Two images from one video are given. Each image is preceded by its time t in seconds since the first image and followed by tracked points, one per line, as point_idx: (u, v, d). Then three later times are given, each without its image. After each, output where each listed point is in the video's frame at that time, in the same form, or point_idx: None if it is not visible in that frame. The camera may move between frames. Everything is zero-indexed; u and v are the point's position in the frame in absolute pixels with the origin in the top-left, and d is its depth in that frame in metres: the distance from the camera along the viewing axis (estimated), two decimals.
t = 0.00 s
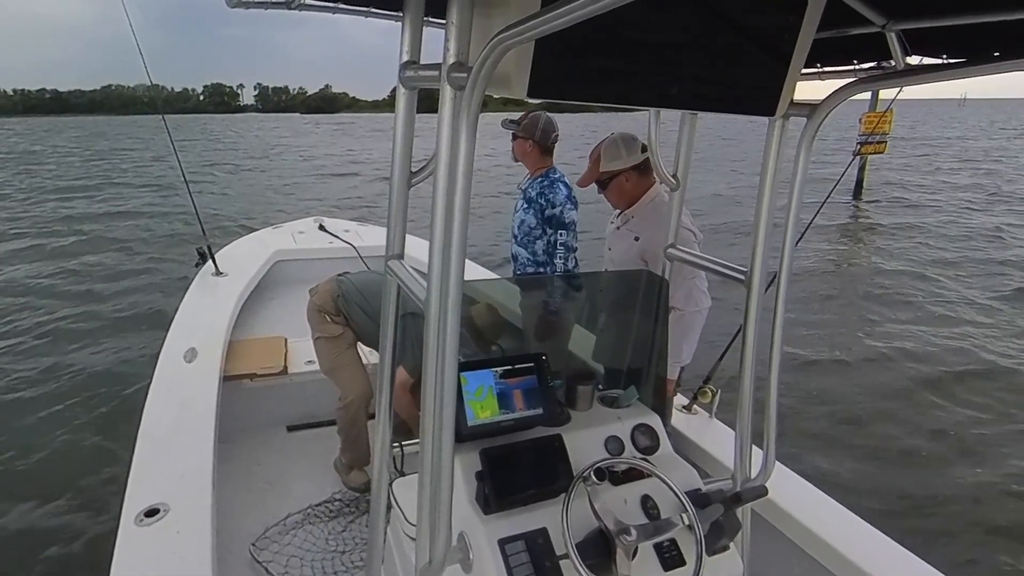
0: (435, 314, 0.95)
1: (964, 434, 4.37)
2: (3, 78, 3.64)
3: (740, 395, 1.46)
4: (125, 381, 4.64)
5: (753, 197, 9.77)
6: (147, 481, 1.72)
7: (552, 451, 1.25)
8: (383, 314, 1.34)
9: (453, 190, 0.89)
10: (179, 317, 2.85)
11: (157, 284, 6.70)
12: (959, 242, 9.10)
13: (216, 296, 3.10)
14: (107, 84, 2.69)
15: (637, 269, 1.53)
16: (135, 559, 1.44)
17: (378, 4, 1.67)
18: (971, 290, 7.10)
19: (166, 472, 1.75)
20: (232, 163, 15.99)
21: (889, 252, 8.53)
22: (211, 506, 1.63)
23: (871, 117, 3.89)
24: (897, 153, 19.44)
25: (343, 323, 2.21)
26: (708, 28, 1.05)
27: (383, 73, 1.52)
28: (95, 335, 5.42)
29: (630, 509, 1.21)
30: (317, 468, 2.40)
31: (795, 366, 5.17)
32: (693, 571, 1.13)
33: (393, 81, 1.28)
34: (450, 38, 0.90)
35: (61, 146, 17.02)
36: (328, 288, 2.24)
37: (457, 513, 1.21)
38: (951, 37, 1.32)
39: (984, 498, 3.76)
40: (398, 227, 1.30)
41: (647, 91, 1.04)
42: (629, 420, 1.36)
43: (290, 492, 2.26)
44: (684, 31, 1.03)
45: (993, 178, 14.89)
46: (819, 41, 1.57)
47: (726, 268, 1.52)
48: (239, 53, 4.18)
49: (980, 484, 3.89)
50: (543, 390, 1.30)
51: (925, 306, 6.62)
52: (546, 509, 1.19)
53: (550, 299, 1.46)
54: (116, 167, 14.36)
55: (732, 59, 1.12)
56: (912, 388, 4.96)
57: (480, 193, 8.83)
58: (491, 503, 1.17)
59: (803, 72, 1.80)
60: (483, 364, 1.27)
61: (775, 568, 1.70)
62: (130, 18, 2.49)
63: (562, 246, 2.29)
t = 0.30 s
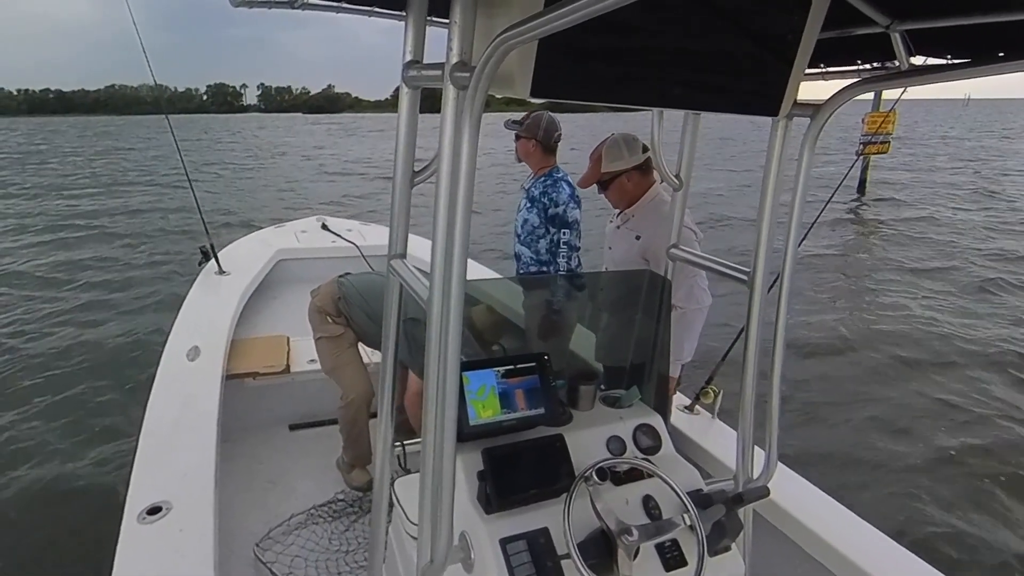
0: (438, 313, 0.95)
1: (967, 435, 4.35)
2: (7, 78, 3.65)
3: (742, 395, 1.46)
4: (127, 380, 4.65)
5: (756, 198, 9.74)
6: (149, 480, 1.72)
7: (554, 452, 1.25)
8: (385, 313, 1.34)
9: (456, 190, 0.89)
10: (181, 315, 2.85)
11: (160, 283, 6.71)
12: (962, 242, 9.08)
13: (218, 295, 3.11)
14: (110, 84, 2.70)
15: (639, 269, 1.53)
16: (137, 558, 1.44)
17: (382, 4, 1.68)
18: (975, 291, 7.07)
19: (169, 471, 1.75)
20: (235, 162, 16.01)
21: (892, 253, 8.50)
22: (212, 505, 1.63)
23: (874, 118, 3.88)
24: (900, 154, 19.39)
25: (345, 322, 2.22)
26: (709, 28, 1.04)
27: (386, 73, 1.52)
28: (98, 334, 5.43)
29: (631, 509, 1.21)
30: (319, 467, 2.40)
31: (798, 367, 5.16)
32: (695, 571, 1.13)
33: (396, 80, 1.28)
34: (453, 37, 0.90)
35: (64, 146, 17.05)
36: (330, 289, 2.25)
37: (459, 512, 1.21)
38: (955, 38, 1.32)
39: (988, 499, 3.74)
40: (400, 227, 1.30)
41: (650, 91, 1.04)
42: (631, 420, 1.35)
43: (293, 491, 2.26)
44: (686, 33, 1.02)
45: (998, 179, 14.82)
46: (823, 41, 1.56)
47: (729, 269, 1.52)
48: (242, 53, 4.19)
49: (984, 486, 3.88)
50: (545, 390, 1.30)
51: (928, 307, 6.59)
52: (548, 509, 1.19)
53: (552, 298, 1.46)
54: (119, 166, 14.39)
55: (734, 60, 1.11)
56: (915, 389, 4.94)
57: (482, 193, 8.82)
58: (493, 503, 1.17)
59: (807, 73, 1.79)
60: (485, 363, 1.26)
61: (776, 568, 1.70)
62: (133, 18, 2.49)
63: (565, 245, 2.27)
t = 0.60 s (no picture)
0: (439, 312, 0.95)
1: (971, 435, 4.35)
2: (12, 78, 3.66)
3: (744, 395, 1.46)
4: (129, 378, 4.66)
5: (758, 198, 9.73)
6: (152, 478, 1.73)
7: (557, 451, 1.25)
8: (388, 313, 1.35)
9: (458, 189, 0.89)
10: (184, 314, 2.86)
11: (163, 282, 6.72)
12: (965, 242, 9.06)
13: (221, 294, 3.11)
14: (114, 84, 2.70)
15: (642, 268, 1.53)
16: (140, 556, 1.44)
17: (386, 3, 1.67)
18: (979, 291, 7.05)
19: (173, 469, 1.76)
20: (238, 162, 16.03)
21: (895, 253, 8.49)
22: (215, 503, 1.64)
23: (878, 117, 3.88)
24: (903, 154, 19.34)
25: (348, 322, 2.21)
26: (710, 27, 1.04)
27: (389, 71, 1.51)
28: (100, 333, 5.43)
29: (633, 508, 1.21)
30: (322, 466, 2.40)
31: (800, 367, 5.15)
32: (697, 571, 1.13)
33: (399, 79, 1.28)
34: (455, 36, 0.90)
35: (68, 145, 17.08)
36: (333, 288, 2.24)
37: (461, 510, 1.21)
38: (958, 37, 1.31)
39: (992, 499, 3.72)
40: (403, 226, 1.30)
41: (653, 91, 1.04)
42: (633, 419, 1.35)
43: (295, 490, 2.26)
44: (689, 32, 1.02)
45: (1001, 179, 14.79)
46: (826, 41, 1.56)
47: (731, 268, 1.52)
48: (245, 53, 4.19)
49: (987, 486, 3.86)
50: (547, 388, 1.30)
51: (931, 307, 6.58)
52: (550, 508, 1.19)
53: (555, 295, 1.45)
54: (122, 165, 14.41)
55: (735, 57, 1.11)
56: (919, 389, 4.93)
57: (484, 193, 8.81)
58: (495, 502, 1.17)
59: (810, 72, 1.79)
60: (487, 362, 1.26)
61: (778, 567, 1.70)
62: (136, 18, 2.49)
63: (573, 244, 2.30)
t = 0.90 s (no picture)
0: (442, 312, 0.95)
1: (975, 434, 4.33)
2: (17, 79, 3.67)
3: (746, 395, 1.46)
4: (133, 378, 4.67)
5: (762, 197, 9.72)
6: (155, 477, 1.73)
7: (559, 450, 1.25)
8: (391, 316, 1.35)
9: (459, 189, 0.89)
10: (187, 314, 2.86)
11: (166, 282, 6.73)
12: (970, 241, 9.02)
13: (222, 294, 3.11)
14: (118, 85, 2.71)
15: (644, 269, 1.54)
16: (143, 556, 1.44)
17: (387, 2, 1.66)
18: (983, 290, 7.02)
19: (176, 469, 1.76)
20: (242, 163, 16.06)
21: (899, 252, 8.46)
22: (218, 502, 1.64)
23: (882, 116, 3.87)
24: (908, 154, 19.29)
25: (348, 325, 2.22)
26: (712, 25, 1.04)
27: (393, 71, 1.51)
28: (104, 333, 5.45)
29: (635, 508, 1.21)
30: (324, 465, 2.40)
31: (804, 366, 5.14)
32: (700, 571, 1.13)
33: (402, 79, 1.28)
34: (457, 36, 0.90)
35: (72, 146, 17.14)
36: (332, 292, 2.25)
37: (463, 510, 1.21)
38: (962, 35, 1.31)
39: (996, 497, 3.71)
40: (404, 227, 1.30)
41: (656, 90, 1.04)
42: (636, 419, 1.35)
43: (297, 490, 2.26)
44: (692, 31, 1.02)
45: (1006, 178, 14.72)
46: (829, 40, 1.56)
47: (734, 268, 1.51)
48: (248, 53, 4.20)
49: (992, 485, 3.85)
50: (550, 387, 1.30)
51: (936, 306, 6.55)
52: (552, 508, 1.19)
53: (558, 296, 1.46)
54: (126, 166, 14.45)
55: (737, 56, 1.11)
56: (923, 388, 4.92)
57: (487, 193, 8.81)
58: (497, 501, 1.17)
59: (812, 71, 1.79)
60: (489, 362, 1.27)
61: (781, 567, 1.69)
62: (139, 18, 2.50)
63: (582, 242, 2.30)
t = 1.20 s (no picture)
0: (444, 311, 0.95)
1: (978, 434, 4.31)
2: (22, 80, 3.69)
3: (748, 396, 1.45)
4: (135, 377, 4.67)
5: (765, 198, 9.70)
6: (157, 477, 1.73)
7: (561, 451, 1.25)
8: (393, 318, 1.35)
9: (462, 188, 0.89)
10: (189, 314, 2.86)
11: (168, 281, 6.75)
12: (974, 242, 8.99)
13: (225, 294, 3.12)
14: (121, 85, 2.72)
15: (647, 270, 1.57)
16: (145, 556, 1.45)
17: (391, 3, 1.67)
18: (987, 290, 7.00)
19: (178, 469, 1.76)
20: (244, 163, 16.08)
21: (903, 252, 8.43)
22: (220, 502, 1.64)
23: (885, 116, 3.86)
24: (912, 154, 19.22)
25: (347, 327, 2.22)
26: (715, 24, 1.04)
27: (396, 71, 1.51)
28: (107, 332, 5.46)
29: (637, 509, 1.21)
30: (325, 465, 2.41)
31: (806, 367, 5.13)
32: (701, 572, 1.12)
33: (404, 80, 1.28)
34: (460, 36, 0.90)
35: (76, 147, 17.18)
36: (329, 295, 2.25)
37: (465, 511, 1.21)
38: (965, 36, 1.31)
39: (999, 498, 3.69)
40: (407, 227, 1.30)
41: (659, 90, 1.04)
42: (638, 419, 1.35)
43: (299, 490, 2.26)
44: (694, 30, 1.02)
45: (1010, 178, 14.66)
46: (832, 40, 1.56)
47: (736, 269, 1.51)
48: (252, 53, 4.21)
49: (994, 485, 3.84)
50: (552, 388, 1.30)
51: (939, 306, 6.53)
52: (554, 509, 1.19)
53: (562, 298, 1.47)
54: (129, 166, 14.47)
55: (739, 57, 1.11)
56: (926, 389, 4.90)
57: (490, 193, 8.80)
58: (499, 502, 1.16)
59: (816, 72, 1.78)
60: (491, 363, 1.27)
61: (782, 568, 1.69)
62: (143, 19, 2.50)
63: (587, 244, 2.30)
